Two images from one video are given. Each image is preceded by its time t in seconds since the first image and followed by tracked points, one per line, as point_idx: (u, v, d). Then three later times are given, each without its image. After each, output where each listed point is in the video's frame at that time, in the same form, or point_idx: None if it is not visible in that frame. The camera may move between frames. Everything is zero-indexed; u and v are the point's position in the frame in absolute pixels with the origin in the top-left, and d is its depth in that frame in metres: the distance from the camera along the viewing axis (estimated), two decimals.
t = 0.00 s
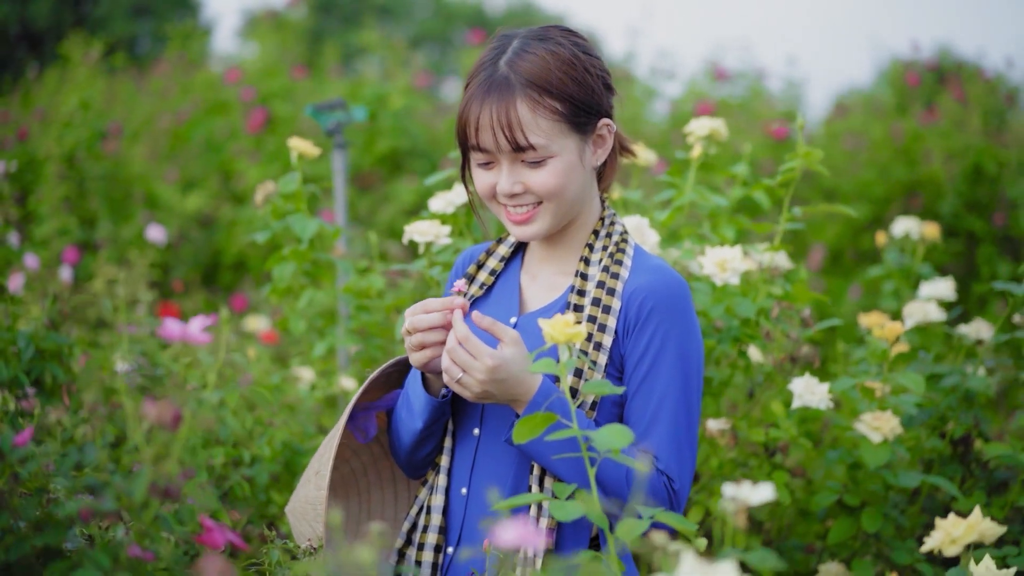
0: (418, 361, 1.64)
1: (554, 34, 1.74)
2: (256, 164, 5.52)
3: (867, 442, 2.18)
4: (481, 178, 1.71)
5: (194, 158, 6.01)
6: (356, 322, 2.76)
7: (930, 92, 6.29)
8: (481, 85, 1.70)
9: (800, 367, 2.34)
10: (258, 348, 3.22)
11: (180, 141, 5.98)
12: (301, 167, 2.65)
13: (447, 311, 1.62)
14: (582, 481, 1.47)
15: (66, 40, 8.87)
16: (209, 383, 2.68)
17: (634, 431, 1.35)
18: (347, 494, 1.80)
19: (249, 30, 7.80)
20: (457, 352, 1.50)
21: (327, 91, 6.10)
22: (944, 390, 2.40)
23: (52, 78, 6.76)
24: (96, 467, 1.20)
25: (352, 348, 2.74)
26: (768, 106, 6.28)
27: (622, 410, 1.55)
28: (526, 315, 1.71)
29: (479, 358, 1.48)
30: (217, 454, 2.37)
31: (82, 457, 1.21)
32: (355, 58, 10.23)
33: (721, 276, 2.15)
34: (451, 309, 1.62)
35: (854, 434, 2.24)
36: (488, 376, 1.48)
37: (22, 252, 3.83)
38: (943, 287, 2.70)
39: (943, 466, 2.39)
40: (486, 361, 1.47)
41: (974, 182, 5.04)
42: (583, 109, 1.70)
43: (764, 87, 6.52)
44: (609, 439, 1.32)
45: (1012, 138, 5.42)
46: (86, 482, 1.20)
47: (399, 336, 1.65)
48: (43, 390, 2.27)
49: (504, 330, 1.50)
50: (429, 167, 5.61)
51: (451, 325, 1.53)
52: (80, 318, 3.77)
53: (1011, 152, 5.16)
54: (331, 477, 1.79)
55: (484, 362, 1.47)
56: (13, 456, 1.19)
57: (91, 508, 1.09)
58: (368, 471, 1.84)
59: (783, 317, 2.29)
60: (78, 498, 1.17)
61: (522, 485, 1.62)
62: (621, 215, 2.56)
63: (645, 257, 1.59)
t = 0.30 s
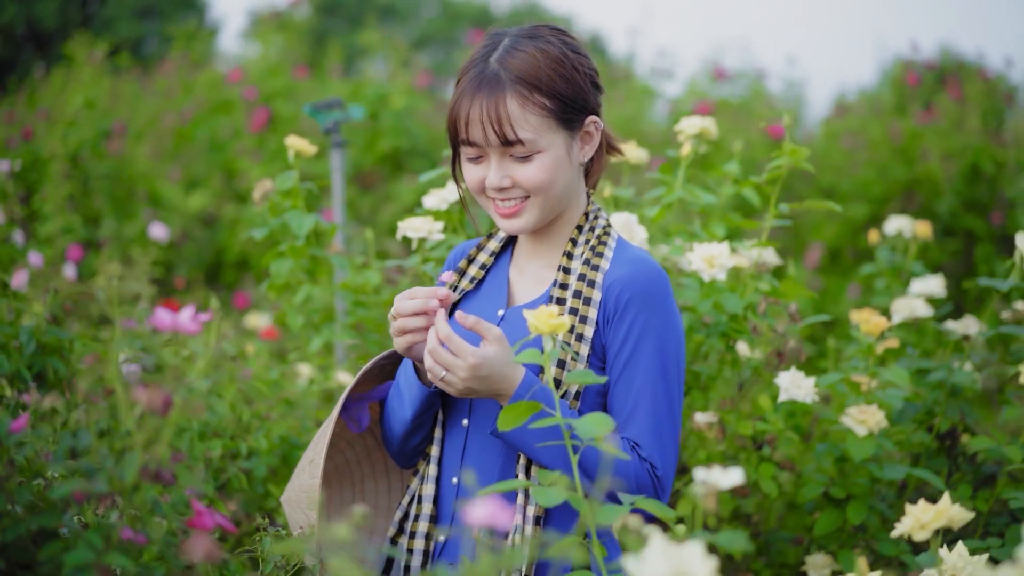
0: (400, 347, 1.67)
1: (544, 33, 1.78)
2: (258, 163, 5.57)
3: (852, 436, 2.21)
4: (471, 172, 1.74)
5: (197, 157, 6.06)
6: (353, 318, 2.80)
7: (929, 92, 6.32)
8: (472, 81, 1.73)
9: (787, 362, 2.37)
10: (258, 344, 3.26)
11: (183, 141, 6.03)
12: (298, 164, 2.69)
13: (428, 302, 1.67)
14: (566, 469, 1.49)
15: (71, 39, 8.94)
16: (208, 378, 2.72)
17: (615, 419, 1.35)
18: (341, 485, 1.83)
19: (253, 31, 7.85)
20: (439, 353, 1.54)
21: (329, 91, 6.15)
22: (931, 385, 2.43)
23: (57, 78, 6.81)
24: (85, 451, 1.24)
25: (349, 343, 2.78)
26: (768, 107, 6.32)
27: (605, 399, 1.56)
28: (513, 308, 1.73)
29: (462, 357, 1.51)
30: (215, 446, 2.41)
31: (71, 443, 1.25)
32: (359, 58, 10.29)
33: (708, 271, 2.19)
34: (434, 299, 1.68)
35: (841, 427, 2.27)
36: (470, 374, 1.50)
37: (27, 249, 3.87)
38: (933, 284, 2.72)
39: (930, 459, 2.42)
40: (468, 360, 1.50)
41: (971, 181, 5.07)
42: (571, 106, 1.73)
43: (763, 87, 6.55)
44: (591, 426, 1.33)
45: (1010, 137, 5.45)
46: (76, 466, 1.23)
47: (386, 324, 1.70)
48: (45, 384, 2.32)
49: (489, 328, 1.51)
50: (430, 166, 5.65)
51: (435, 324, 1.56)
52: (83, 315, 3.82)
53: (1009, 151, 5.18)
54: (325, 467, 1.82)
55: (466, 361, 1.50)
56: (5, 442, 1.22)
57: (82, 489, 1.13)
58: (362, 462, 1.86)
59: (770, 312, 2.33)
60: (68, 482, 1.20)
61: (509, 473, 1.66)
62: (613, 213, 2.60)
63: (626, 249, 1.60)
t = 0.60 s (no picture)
0: (388, 323, 1.67)
1: (543, 32, 1.80)
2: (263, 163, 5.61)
3: (843, 431, 2.23)
4: (467, 164, 1.75)
5: (203, 157, 6.10)
6: (352, 315, 2.84)
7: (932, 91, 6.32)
8: (471, 74, 1.75)
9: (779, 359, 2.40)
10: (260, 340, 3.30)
11: (189, 142, 6.09)
12: (298, 164, 2.73)
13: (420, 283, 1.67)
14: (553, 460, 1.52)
15: (79, 40, 9.01)
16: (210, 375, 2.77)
17: (601, 412, 1.35)
18: (338, 477, 1.81)
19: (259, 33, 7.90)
20: (418, 362, 1.54)
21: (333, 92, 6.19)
22: (922, 381, 2.45)
23: (65, 79, 6.87)
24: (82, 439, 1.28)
25: (349, 340, 2.82)
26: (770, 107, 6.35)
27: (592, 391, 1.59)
28: (503, 304, 1.72)
29: (441, 365, 1.51)
30: (216, 441, 2.45)
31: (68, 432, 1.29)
32: (365, 59, 10.33)
33: (699, 269, 2.22)
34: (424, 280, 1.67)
35: (833, 423, 2.30)
36: (451, 381, 1.50)
37: (33, 248, 3.92)
38: (927, 282, 2.75)
39: (922, 455, 2.45)
40: (447, 368, 1.50)
41: (973, 181, 5.08)
42: (567, 102, 1.75)
43: (766, 87, 6.57)
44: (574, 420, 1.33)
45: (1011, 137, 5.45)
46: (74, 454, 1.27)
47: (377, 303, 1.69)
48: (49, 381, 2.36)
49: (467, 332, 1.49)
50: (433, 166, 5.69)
51: (416, 332, 1.55)
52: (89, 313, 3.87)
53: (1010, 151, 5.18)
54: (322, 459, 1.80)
55: (445, 369, 1.50)
56: (3, 432, 1.25)
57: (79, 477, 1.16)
58: (360, 457, 1.84)
59: (762, 309, 2.36)
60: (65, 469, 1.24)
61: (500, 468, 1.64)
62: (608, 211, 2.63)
63: (611, 244, 1.61)
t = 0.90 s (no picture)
0: (382, 305, 1.72)
1: (541, 30, 1.81)
2: (269, 163, 5.66)
3: (834, 427, 2.26)
4: (466, 156, 1.73)
5: (211, 157, 6.16)
6: (352, 313, 2.88)
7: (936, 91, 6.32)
8: (472, 67, 1.74)
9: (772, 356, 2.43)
10: (264, 337, 3.35)
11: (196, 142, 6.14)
12: (298, 163, 2.77)
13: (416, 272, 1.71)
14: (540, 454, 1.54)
15: (90, 41, 9.10)
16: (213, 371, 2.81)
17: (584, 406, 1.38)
18: (335, 469, 1.83)
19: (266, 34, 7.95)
20: (398, 368, 1.57)
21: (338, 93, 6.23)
22: (915, 377, 2.46)
23: (75, 79, 6.95)
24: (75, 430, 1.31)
25: (348, 337, 2.86)
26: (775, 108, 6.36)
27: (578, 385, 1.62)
28: (492, 301, 1.70)
29: (420, 372, 1.54)
30: (217, 437, 2.50)
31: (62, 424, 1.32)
32: (372, 58, 10.39)
33: (692, 267, 2.24)
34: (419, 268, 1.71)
35: (825, 420, 2.32)
36: (431, 387, 1.53)
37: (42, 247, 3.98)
38: (923, 280, 2.76)
39: (915, 452, 2.47)
40: (426, 375, 1.53)
41: (975, 181, 5.08)
42: (566, 98, 1.76)
43: (770, 87, 6.59)
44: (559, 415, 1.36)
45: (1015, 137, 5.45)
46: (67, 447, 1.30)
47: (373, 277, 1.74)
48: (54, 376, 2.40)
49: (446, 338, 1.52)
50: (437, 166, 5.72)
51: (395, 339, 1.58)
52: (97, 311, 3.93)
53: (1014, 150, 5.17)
54: (318, 453, 1.83)
55: (425, 376, 1.53)
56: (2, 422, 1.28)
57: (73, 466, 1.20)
58: (357, 449, 1.86)
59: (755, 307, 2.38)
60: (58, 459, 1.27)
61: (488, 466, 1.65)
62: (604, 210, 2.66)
63: (595, 239, 1.65)
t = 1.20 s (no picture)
0: (383, 294, 1.75)
1: (540, 30, 1.83)
2: (276, 163, 5.70)
3: (827, 424, 2.27)
4: (467, 149, 1.73)
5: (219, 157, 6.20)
6: (353, 310, 2.91)
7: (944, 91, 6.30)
8: (474, 62, 1.74)
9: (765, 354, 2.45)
10: (268, 335, 3.39)
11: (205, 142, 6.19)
12: (299, 163, 2.80)
13: (414, 261, 1.74)
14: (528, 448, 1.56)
15: (100, 41, 9.16)
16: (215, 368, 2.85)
17: (570, 399, 1.41)
18: (333, 462, 1.86)
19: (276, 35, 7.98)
20: (381, 375, 1.59)
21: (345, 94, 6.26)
22: (909, 375, 2.47)
23: (86, 79, 7.01)
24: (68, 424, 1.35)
25: (348, 334, 2.88)
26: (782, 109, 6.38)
27: (565, 379, 1.64)
28: (481, 299, 1.72)
29: (402, 377, 1.56)
30: (218, 433, 2.53)
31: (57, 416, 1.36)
32: (381, 59, 10.43)
33: (685, 265, 2.27)
34: (419, 256, 1.74)
35: (818, 417, 2.34)
36: (414, 391, 1.55)
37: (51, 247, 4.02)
38: (920, 279, 2.77)
39: (909, 449, 2.49)
40: (408, 381, 1.55)
41: (980, 181, 5.04)
42: (565, 97, 1.77)
43: (776, 88, 6.60)
44: (545, 406, 1.38)
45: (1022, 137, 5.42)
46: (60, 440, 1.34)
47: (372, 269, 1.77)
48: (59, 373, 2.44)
49: (426, 344, 1.54)
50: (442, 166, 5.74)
51: (378, 345, 1.60)
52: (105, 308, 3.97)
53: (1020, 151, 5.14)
54: (317, 447, 1.84)
55: (407, 381, 1.55)
56: None
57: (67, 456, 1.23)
58: (354, 442, 1.89)
59: (748, 304, 2.41)
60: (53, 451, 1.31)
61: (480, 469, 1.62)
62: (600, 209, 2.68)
63: (579, 234, 1.67)
